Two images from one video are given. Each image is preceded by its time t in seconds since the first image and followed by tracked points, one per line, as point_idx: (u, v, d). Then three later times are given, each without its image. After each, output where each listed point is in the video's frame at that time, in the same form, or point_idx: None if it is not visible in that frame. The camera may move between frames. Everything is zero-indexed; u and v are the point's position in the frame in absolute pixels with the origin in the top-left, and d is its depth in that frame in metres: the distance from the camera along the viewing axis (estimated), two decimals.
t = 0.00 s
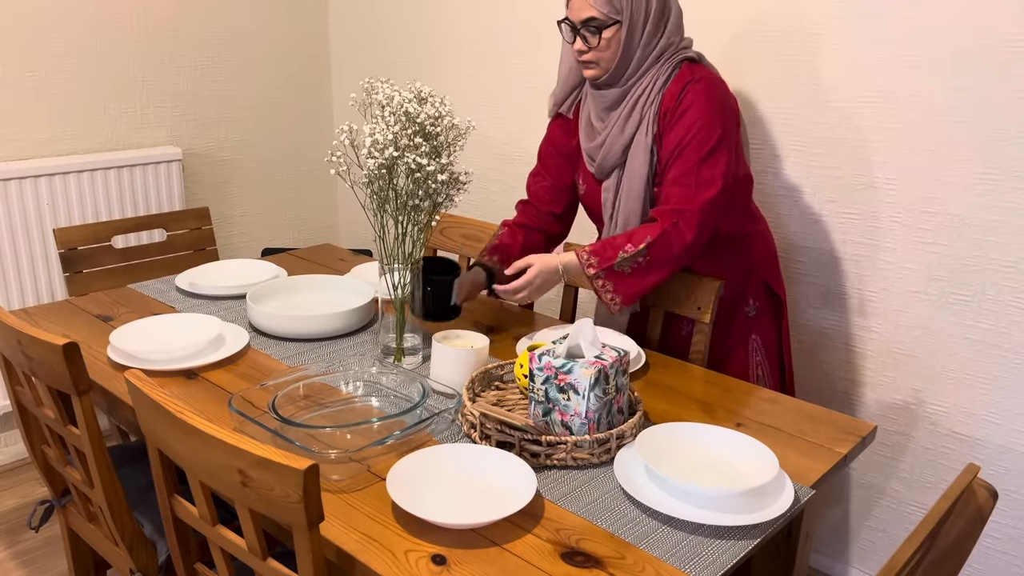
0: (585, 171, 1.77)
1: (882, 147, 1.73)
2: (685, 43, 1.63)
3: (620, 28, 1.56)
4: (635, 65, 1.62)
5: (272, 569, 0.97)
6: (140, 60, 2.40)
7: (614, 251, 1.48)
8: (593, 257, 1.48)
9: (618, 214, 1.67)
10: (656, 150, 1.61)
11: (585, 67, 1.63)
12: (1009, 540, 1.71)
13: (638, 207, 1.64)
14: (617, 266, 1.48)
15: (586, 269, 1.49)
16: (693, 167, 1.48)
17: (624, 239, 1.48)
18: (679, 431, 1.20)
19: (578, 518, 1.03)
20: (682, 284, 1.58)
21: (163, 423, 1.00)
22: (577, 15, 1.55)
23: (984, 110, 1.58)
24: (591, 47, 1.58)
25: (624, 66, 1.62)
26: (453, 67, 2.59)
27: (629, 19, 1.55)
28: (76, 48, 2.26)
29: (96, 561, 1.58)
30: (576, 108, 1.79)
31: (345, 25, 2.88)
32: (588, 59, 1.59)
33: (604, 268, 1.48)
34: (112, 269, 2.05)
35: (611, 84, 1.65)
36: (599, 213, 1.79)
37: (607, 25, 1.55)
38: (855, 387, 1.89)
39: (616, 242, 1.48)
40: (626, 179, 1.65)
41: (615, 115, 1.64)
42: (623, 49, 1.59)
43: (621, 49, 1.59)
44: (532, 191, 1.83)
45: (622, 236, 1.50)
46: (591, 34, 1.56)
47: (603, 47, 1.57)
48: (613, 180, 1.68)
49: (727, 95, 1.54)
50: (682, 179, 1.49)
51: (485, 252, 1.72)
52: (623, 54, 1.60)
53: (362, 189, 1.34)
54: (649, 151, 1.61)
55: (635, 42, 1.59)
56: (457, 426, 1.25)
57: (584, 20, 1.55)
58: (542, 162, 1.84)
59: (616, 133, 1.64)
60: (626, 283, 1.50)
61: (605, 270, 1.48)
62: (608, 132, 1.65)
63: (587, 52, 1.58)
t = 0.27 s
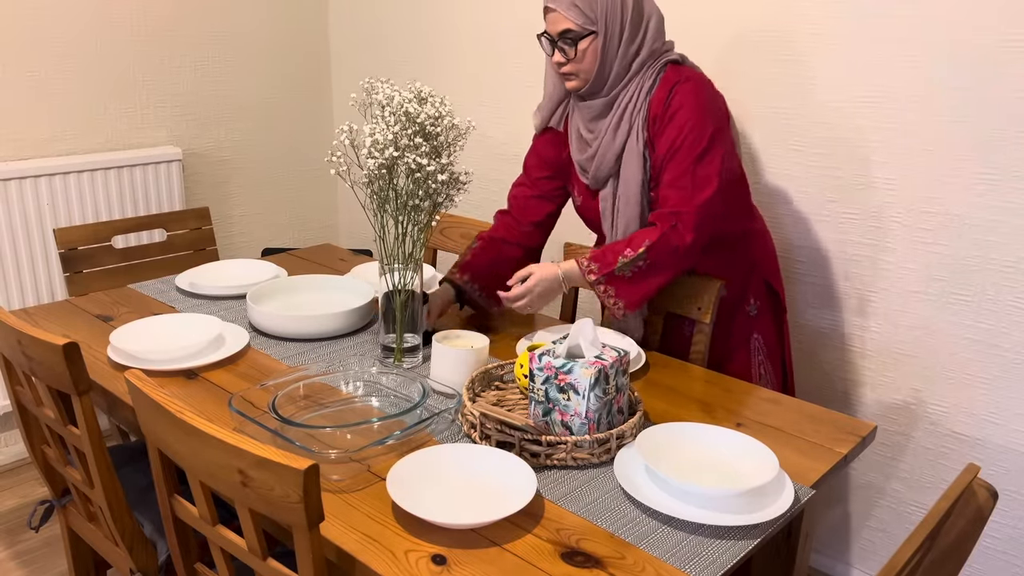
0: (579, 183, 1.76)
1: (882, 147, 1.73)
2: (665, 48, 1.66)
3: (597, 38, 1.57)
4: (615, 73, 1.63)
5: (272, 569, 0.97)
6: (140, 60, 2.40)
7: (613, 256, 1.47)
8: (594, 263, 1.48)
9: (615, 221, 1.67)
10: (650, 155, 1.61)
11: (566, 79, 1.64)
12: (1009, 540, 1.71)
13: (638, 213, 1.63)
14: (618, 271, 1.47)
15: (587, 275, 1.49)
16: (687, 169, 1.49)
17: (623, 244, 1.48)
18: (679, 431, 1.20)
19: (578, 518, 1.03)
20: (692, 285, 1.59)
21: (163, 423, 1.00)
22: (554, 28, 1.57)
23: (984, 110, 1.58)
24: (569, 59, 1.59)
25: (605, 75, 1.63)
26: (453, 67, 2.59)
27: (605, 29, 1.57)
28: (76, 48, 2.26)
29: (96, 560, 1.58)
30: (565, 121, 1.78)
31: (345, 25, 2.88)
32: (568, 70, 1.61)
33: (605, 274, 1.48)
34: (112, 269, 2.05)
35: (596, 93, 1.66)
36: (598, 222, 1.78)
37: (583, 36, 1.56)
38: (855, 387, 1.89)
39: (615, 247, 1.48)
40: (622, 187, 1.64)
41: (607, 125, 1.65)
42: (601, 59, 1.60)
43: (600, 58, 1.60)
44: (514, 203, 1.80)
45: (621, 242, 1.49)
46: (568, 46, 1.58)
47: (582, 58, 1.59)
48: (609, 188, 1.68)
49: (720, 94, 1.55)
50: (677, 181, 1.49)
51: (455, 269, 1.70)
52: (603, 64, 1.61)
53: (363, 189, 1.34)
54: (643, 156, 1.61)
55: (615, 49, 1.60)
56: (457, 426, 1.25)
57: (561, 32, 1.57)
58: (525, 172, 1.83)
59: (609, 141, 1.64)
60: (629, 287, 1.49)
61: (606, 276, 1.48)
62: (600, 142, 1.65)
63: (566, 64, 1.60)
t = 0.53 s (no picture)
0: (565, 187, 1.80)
1: (882, 147, 1.73)
2: (650, 54, 1.65)
3: (579, 49, 1.59)
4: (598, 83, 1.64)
5: (272, 569, 0.97)
6: (140, 60, 2.40)
7: (543, 269, 1.49)
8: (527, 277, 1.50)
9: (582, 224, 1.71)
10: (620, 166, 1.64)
11: (550, 87, 1.66)
12: (1009, 540, 1.71)
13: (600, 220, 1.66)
14: (549, 283, 1.49)
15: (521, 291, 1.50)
16: (625, 179, 1.49)
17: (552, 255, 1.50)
18: (678, 431, 1.20)
19: (578, 518, 1.03)
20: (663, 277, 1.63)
21: (163, 422, 1.00)
22: (539, 37, 1.59)
23: (984, 110, 1.58)
24: (553, 68, 1.61)
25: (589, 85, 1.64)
26: (453, 67, 2.59)
27: (588, 39, 1.58)
28: (76, 48, 2.26)
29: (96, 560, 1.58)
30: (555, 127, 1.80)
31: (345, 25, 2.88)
32: (552, 79, 1.63)
33: (538, 288, 1.49)
34: (112, 269, 2.05)
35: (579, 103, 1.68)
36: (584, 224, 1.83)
37: (567, 46, 1.58)
38: (855, 387, 1.89)
39: (545, 259, 1.50)
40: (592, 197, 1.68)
41: (580, 133, 1.68)
42: (586, 69, 1.62)
43: (585, 68, 1.62)
44: (497, 192, 1.86)
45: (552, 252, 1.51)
46: (552, 56, 1.59)
47: (567, 67, 1.61)
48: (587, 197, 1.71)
49: (679, 102, 1.53)
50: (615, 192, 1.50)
51: (432, 243, 1.77)
52: (586, 74, 1.63)
53: (363, 189, 1.34)
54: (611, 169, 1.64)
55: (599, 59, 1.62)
56: (457, 426, 1.25)
57: (545, 43, 1.59)
58: (513, 168, 1.87)
59: (581, 150, 1.67)
60: (562, 297, 1.50)
61: (540, 290, 1.49)
62: (573, 151, 1.69)
63: (551, 74, 1.62)
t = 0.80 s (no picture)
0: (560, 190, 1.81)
1: (882, 147, 1.73)
2: (643, 59, 1.66)
3: (575, 55, 1.59)
4: (591, 88, 1.65)
5: (272, 569, 0.97)
6: (140, 60, 2.40)
7: (535, 278, 1.49)
8: (519, 286, 1.50)
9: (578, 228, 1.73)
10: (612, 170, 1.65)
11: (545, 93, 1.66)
12: (1009, 540, 1.71)
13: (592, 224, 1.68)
14: (542, 291, 1.49)
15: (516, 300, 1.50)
16: (615, 184, 1.49)
17: (543, 264, 1.50)
18: (679, 431, 1.20)
19: (578, 518, 1.03)
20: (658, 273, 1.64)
21: (163, 423, 1.00)
22: (534, 44, 1.58)
23: (984, 110, 1.58)
24: (549, 74, 1.60)
25: (583, 91, 1.65)
26: (453, 67, 2.59)
27: (584, 45, 1.59)
28: (76, 48, 2.26)
29: (96, 560, 1.58)
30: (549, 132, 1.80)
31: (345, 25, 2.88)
32: (548, 85, 1.62)
33: (531, 296, 1.49)
34: (112, 269, 2.05)
35: (573, 108, 1.69)
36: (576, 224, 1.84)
37: (563, 52, 1.58)
38: (855, 387, 1.89)
39: (537, 268, 1.50)
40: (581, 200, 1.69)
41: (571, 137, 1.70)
42: (582, 75, 1.62)
43: (580, 74, 1.62)
44: (508, 199, 1.87)
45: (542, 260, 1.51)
46: (548, 62, 1.59)
47: (563, 73, 1.60)
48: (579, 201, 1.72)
49: (668, 106, 1.53)
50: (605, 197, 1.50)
51: (461, 260, 1.78)
52: (581, 80, 1.63)
53: (362, 190, 1.34)
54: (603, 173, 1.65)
55: (592, 65, 1.62)
56: (457, 426, 1.25)
57: (540, 48, 1.58)
58: (519, 175, 1.87)
59: (572, 154, 1.69)
60: (557, 304, 1.50)
61: (533, 298, 1.49)
62: (566, 155, 1.70)
63: (546, 79, 1.61)
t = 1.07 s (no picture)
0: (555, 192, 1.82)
1: (882, 147, 1.73)
2: (639, 69, 1.65)
3: (571, 67, 1.60)
4: (586, 99, 1.66)
5: (272, 569, 0.98)
6: (140, 60, 2.40)
7: (507, 279, 1.50)
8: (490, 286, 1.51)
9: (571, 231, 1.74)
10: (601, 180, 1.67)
11: (543, 101, 1.68)
12: (1009, 540, 1.71)
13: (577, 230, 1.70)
14: (512, 292, 1.50)
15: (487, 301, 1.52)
16: (595, 191, 1.50)
17: (515, 266, 1.51)
18: (678, 431, 1.20)
19: (578, 518, 1.03)
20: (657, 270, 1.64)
21: (163, 423, 1.00)
22: (530, 54, 1.60)
23: (984, 110, 1.58)
24: (545, 84, 1.62)
25: (579, 101, 1.66)
26: (453, 67, 2.59)
27: (580, 57, 1.59)
28: (76, 48, 2.26)
29: (96, 559, 1.58)
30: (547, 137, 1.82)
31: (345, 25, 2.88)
32: (544, 95, 1.65)
33: (502, 297, 1.51)
34: (112, 269, 2.05)
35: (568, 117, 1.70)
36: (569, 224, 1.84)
37: (559, 63, 1.59)
38: (855, 387, 1.89)
39: (509, 270, 1.51)
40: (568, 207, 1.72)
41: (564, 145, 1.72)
42: (578, 86, 1.63)
43: (576, 85, 1.63)
44: (499, 190, 1.88)
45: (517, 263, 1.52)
46: (543, 72, 1.61)
47: (558, 84, 1.62)
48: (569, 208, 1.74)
49: (652, 116, 1.53)
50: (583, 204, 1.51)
51: (438, 242, 1.79)
52: (577, 91, 1.64)
53: (363, 190, 1.34)
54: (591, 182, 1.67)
55: (588, 78, 1.62)
56: (458, 426, 1.26)
57: (536, 59, 1.60)
58: (514, 168, 1.88)
59: (563, 162, 1.71)
60: (526, 307, 1.52)
61: (502, 298, 1.51)
62: (558, 163, 1.73)
63: (543, 89, 1.64)
